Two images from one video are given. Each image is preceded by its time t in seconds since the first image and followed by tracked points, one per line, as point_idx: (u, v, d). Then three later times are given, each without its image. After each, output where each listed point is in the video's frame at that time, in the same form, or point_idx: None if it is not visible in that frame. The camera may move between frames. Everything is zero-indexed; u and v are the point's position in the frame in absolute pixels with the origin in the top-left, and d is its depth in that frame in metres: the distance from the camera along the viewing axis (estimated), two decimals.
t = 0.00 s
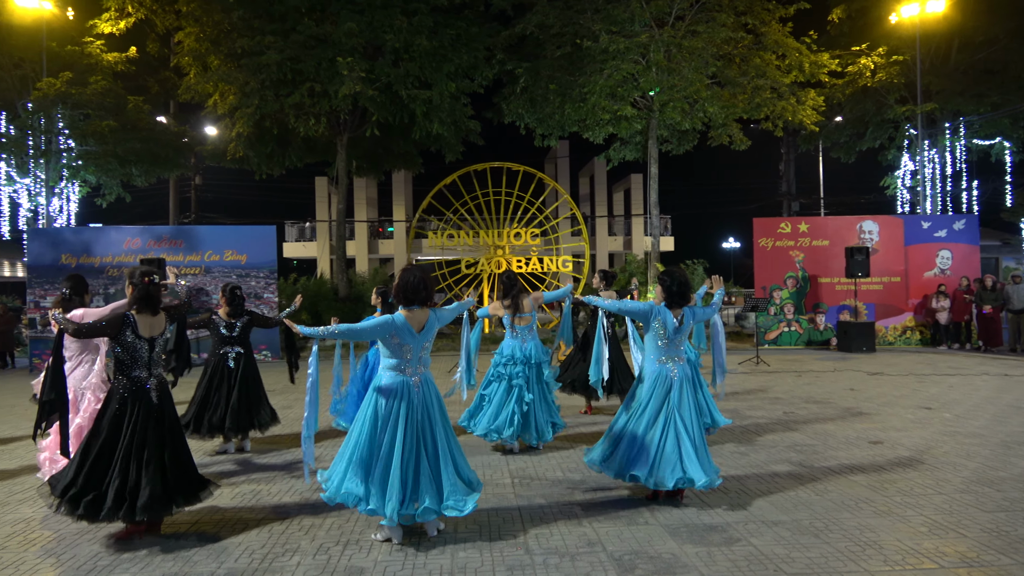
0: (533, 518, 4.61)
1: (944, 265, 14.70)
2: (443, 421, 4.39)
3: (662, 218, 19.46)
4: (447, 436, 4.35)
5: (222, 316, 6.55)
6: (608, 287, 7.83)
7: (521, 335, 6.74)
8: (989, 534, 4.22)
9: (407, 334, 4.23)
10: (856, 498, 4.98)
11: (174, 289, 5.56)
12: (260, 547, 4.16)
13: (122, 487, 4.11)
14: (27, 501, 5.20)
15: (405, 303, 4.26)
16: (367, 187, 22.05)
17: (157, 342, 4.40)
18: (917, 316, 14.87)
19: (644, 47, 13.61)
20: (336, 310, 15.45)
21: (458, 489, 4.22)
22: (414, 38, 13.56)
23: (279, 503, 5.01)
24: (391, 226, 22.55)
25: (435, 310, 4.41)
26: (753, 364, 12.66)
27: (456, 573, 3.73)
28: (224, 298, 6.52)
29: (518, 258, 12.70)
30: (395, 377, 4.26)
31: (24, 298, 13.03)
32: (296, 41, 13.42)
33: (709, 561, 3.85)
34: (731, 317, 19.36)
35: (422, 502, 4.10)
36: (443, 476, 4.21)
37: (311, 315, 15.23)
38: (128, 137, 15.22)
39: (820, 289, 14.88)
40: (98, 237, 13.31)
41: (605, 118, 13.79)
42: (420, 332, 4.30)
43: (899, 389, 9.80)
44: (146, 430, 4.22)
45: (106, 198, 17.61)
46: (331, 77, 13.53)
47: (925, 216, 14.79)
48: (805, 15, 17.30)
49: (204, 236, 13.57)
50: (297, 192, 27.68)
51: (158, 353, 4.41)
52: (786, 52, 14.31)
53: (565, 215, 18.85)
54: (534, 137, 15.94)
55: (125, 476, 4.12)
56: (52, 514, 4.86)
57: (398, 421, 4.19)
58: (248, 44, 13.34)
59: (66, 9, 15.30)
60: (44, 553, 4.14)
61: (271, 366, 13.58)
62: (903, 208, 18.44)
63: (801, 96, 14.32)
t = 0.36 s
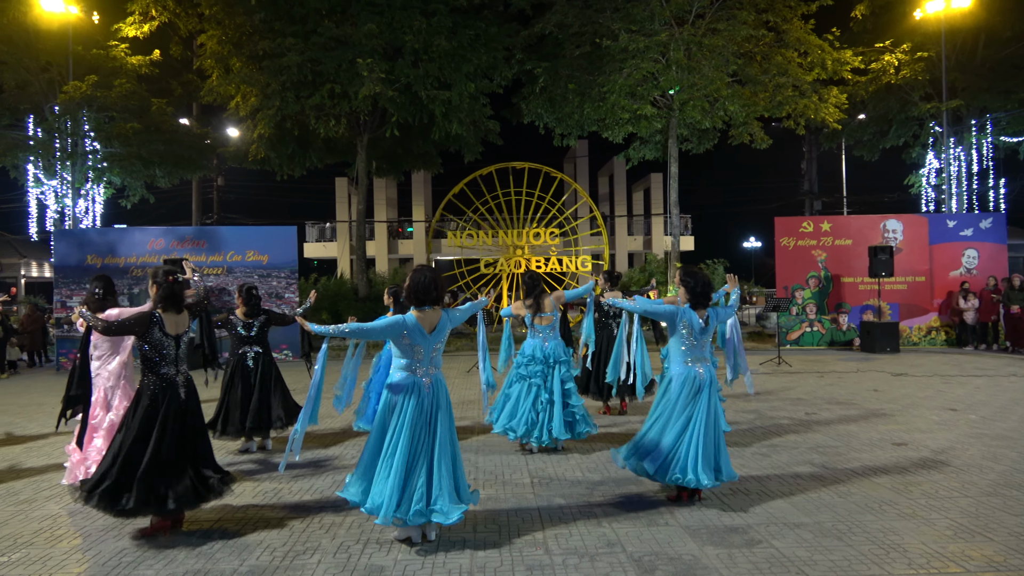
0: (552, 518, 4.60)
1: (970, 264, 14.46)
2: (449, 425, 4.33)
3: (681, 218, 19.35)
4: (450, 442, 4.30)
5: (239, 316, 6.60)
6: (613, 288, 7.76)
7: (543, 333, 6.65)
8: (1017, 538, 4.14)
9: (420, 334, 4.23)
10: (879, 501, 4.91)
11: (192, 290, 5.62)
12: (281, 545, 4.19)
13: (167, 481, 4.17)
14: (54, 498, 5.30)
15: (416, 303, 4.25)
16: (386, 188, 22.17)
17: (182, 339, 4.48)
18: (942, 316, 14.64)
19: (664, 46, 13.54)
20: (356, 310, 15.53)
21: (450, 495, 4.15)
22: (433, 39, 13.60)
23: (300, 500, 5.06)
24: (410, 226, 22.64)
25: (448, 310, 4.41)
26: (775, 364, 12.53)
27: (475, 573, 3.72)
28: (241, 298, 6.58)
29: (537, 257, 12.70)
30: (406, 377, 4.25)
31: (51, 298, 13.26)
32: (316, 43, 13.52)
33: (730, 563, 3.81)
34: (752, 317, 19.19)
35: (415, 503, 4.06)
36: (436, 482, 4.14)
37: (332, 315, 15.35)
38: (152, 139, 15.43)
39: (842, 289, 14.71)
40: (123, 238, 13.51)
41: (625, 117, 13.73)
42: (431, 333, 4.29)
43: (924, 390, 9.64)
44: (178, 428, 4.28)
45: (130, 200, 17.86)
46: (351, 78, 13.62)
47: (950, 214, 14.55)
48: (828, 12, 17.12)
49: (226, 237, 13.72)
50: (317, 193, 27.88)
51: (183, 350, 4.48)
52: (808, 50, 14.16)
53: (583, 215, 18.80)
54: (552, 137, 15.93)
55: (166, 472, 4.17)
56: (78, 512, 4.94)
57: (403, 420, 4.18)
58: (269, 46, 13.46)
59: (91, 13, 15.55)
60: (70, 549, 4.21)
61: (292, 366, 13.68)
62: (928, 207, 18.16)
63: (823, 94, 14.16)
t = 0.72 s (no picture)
0: (569, 518, 4.60)
1: (993, 263, 14.25)
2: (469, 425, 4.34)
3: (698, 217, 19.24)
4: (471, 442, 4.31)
5: (260, 317, 6.65)
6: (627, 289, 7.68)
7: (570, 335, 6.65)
8: None
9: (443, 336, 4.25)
10: (900, 503, 4.86)
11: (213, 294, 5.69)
12: (299, 543, 4.22)
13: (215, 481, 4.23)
14: (78, 496, 5.38)
15: (440, 306, 4.29)
16: (403, 188, 22.25)
17: (207, 345, 4.52)
18: (965, 316, 14.45)
19: (681, 44, 13.50)
20: (374, 309, 15.61)
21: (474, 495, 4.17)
22: (450, 40, 13.64)
23: (318, 499, 5.10)
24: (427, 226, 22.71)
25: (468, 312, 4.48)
26: (794, 365, 12.41)
27: (493, 573, 3.73)
28: (258, 301, 6.65)
29: (554, 258, 12.69)
30: (429, 379, 4.24)
31: (74, 298, 13.46)
32: (334, 45, 13.59)
33: (748, 564, 3.79)
34: (771, 317, 19.04)
35: (437, 503, 4.06)
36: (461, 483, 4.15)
37: (350, 314, 15.45)
38: (173, 140, 15.61)
39: (863, 289, 14.56)
40: (144, 239, 13.69)
41: (642, 117, 13.69)
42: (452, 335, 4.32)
43: (947, 392, 9.51)
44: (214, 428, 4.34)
45: (151, 201, 18.07)
46: (368, 79, 13.69)
47: (973, 213, 14.34)
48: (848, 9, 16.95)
49: (246, 237, 13.84)
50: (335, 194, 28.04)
51: (208, 356, 4.52)
52: (827, 47, 14.04)
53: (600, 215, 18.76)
54: (569, 137, 15.91)
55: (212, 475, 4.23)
56: (100, 509, 5.01)
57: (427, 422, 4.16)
58: (288, 48, 13.56)
59: (113, 17, 15.79)
60: (93, 546, 4.27)
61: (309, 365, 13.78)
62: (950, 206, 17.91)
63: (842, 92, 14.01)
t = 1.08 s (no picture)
0: (579, 519, 4.59)
1: (1007, 263, 14.11)
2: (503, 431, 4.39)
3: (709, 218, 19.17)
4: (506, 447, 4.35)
5: (280, 323, 6.67)
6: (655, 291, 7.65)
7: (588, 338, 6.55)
8: None
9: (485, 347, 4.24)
10: (913, 505, 4.82)
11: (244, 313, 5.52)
12: (309, 543, 4.24)
13: (257, 498, 4.28)
14: (91, 496, 5.41)
15: (481, 318, 4.32)
16: (413, 189, 22.28)
17: (234, 356, 4.50)
18: (979, 317, 14.32)
19: (691, 44, 13.46)
20: (383, 310, 15.65)
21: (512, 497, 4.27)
22: (460, 41, 13.65)
23: (328, 499, 5.12)
24: (437, 227, 22.74)
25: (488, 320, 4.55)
26: (805, 366, 12.34)
27: (502, 574, 3.73)
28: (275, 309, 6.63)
29: (564, 258, 12.68)
30: (471, 388, 4.20)
31: (87, 298, 13.57)
32: (344, 46, 13.63)
33: (759, 566, 3.77)
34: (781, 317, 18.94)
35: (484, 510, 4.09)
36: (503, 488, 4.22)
37: (359, 314, 15.50)
38: (184, 142, 15.71)
39: (874, 289, 14.46)
40: (155, 240, 13.78)
41: (652, 117, 13.64)
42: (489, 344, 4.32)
43: (961, 393, 9.43)
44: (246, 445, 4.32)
45: (162, 202, 18.18)
46: (378, 80, 13.73)
47: (987, 213, 14.21)
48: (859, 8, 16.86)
49: (256, 238, 13.90)
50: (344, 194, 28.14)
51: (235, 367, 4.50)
52: (838, 46, 13.94)
53: (610, 215, 18.72)
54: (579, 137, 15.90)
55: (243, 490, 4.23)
56: (111, 509, 5.04)
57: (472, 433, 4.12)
58: (298, 50, 13.61)
59: (125, 20, 15.91)
60: (107, 545, 4.30)
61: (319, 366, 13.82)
62: (963, 205, 17.75)
63: (854, 91, 13.93)
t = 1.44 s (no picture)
0: (582, 519, 4.59)
1: (1011, 264, 14.05)
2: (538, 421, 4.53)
3: (711, 218, 19.17)
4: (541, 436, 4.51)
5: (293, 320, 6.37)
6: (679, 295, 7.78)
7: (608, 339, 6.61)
8: None
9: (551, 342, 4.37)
10: (917, 506, 4.80)
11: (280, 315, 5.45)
12: (312, 543, 4.24)
13: (306, 491, 4.43)
14: (95, 495, 5.42)
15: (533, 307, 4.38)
16: (415, 189, 22.30)
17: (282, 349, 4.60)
18: (982, 318, 14.26)
19: (694, 44, 13.45)
20: (386, 310, 15.67)
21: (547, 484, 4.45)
22: (463, 41, 13.67)
23: (331, 498, 5.12)
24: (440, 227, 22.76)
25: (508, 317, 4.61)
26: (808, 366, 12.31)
27: (505, 574, 3.73)
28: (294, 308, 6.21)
29: (566, 258, 12.68)
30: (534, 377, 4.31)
31: (90, 298, 13.59)
32: (347, 46, 13.64)
33: (762, 567, 3.77)
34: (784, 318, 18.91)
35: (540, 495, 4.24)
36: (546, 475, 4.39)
37: (362, 314, 15.52)
38: (187, 143, 15.73)
39: (878, 289, 14.45)
40: (159, 240, 13.80)
41: (655, 117, 13.64)
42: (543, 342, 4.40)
43: (964, 394, 9.40)
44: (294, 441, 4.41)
45: (166, 202, 18.20)
46: (381, 81, 13.75)
47: (990, 213, 14.17)
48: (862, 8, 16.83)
49: (259, 238, 13.91)
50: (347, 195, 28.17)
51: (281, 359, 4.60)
52: (842, 46, 13.92)
53: (612, 215, 18.72)
54: (582, 137, 15.91)
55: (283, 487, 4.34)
56: (114, 509, 5.04)
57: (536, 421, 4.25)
58: (302, 50, 13.62)
59: (129, 21, 15.95)
60: (110, 544, 4.31)
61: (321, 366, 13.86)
62: (967, 206, 17.72)
63: (857, 91, 13.92)
